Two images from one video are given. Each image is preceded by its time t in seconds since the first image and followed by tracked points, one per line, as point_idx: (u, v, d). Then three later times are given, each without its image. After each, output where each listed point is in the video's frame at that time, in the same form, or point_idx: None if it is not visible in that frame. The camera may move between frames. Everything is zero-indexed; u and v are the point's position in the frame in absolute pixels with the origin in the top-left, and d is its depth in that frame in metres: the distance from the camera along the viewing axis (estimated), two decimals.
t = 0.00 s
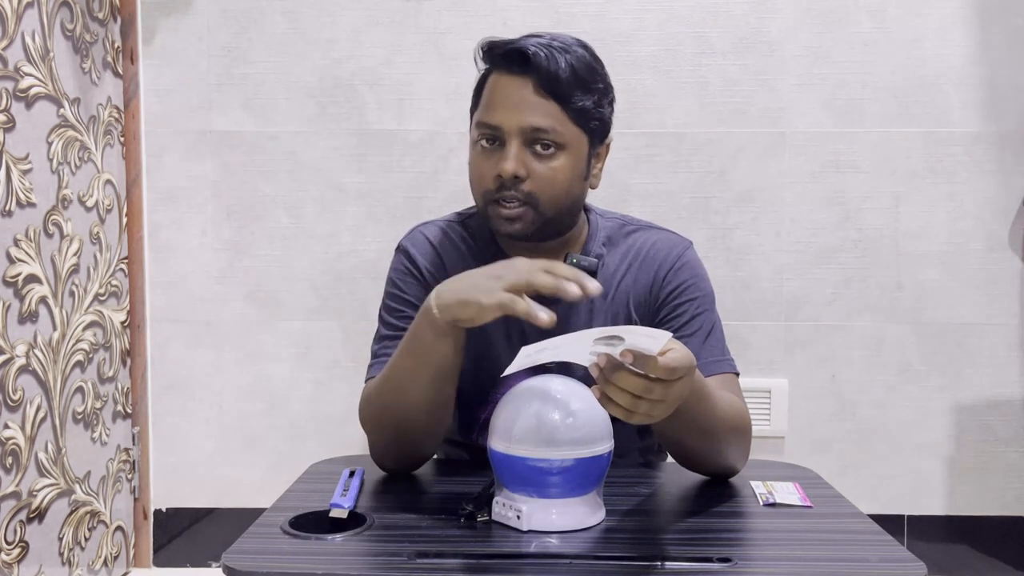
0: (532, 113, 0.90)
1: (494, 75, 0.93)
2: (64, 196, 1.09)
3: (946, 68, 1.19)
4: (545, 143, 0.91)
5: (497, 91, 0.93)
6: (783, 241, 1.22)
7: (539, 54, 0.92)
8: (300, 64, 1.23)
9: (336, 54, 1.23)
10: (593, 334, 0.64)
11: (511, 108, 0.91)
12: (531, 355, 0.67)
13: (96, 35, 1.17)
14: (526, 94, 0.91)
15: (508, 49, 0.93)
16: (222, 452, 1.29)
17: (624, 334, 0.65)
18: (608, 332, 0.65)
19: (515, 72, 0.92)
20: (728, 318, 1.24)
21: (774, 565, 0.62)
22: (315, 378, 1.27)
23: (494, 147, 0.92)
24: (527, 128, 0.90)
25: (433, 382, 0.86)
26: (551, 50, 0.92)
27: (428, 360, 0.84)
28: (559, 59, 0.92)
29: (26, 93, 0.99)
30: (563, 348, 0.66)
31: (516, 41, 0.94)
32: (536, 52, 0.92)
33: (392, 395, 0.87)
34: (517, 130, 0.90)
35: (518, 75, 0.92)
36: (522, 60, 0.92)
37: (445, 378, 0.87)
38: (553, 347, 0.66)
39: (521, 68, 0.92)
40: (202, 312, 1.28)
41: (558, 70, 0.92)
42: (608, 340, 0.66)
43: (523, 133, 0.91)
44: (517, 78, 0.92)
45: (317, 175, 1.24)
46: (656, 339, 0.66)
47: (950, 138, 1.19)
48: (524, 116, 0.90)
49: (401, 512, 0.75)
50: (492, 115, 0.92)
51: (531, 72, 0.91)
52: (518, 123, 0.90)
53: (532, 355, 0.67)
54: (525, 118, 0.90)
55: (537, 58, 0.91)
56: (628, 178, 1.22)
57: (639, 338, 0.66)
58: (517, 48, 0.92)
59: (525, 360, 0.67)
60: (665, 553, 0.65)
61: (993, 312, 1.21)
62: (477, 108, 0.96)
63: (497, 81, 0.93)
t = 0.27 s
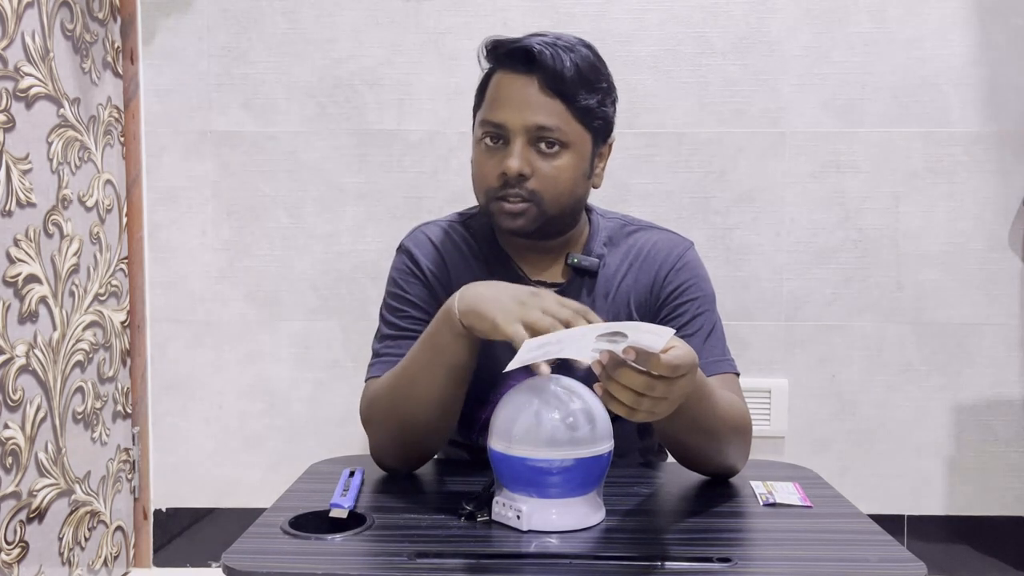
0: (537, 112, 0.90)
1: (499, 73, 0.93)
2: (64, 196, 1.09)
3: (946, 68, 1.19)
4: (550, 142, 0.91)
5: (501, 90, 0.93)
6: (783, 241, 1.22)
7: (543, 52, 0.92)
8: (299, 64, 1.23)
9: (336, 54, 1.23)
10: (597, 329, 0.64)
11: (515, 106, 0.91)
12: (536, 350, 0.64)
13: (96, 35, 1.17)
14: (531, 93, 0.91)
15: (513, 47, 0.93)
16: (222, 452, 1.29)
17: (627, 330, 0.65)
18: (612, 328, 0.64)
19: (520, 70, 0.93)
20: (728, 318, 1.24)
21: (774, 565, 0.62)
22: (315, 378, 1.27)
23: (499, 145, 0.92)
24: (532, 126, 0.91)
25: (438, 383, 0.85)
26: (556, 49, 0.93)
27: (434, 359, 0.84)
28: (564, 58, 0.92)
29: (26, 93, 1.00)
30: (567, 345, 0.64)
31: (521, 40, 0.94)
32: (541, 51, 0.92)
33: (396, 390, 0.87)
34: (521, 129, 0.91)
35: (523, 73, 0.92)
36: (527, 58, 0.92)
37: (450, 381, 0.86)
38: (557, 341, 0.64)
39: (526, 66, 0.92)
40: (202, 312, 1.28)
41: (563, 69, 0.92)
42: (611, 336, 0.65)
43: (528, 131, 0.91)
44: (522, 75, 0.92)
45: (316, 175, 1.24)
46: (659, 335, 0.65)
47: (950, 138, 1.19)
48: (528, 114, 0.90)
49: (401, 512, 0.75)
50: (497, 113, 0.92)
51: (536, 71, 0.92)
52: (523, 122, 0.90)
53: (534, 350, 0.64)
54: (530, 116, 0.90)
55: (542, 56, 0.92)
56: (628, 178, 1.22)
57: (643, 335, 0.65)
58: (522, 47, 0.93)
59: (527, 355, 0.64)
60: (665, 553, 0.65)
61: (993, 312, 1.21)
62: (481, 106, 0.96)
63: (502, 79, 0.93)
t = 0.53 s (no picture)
0: (538, 114, 0.90)
1: (500, 75, 0.93)
2: (64, 196, 1.09)
3: (946, 68, 1.19)
4: (552, 144, 0.91)
5: (502, 91, 0.93)
6: (783, 241, 1.22)
7: (545, 53, 0.92)
8: (299, 64, 1.23)
9: (336, 54, 1.23)
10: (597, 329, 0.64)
11: (517, 108, 0.91)
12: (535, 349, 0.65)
13: (96, 35, 1.17)
14: (533, 94, 0.91)
15: (515, 47, 0.93)
16: (222, 452, 1.29)
17: (628, 328, 0.65)
18: (613, 327, 0.65)
19: (521, 72, 0.92)
20: (728, 318, 1.24)
21: (774, 565, 0.62)
22: (315, 378, 1.27)
23: (500, 147, 0.91)
24: (534, 128, 0.90)
25: (445, 388, 0.85)
26: (557, 50, 0.93)
27: (440, 362, 0.84)
28: (565, 59, 0.92)
29: (26, 93, 0.99)
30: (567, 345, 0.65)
31: (522, 41, 0.93)
32: (543, 52, 0.92)
33: (401, 392, 0.87)
34: (523, 131, 0.90)
35: (524, 75, 0.92)
36: (528, 59, 0.92)
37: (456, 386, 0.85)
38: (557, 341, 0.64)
39: (527, 68, 0.92)
40: (202, 312, 1.28)
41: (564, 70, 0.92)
42: (611, 335, 0.65)
43: (530, 133, 0.91)
44: (523, 77, 0.92)
45: (316, 175, 1.24)
46: (660, 333, 0.65)
47: (950, 138, 1.19)
48: (530, 116, 0.90)
49: (401, 512, 0.75)
50: (498, 115, 0.91)
51: (538, 72, 0.91)
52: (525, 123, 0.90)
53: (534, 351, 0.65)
54: (531, 118, 0.90)
55: (543, 58, 0.91)
56: (628, 178, 1.22)
57: (645, 334, 0.65)
58: (523, 48, 0.92)
59: (528, 355, 0.64)
60: (665, 553, 0.65)
61: (993, 312, 1.21)
62: (482, 108, 0.95)
63: (503, 81, 0.93)
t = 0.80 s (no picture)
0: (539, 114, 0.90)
1: (500, 76, 0.93)
2: (64, 196, 1.09)
3: (946, 68, 1.19)
4: (553, 144, 0.91)
5: (503, 92, 0.93)
6: (783, 241, 1.22)
7: (545, 55, 0.92)
8: (299, 63, 1.23)
9: (336, 54, 1.23)
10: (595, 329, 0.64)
11: (517, 108, 0.91)
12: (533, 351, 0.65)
13: (96, 35, 1.17)
14: (533, 94, 0.91)
15: (515, 49, 0.93)
16: (222, 452, 1.29)
17: (626, 328, 0.65)
18: (611, 327, 0.65)
19: (522, 73, 0.92)
20: (728, 318, 1.24)
21: (774, 565, 0.62)
22: (315, 378, 1.27)
23: (501, 147, 0.91)
24: (534, 128, 0.90)
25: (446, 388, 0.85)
26: (558, 51, 0.93)
27: (440, 362, 0.84)
28: (565, 60, 0.92)
29: (26, 93, 1.00)
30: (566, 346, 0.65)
31: (523, 42, 0.94)
32: (543, 53, 0.92)
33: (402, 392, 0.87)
34: (524, 131, 0.90)
35: (525, 76, 0.92)
36: (529, 60, 0.92)
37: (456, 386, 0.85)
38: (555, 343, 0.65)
39: (528, 69, 0.92)
40: (202, 311, 1.28)
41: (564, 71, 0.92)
42: (610, 335, 0.65)
43: (530, 133, 0.91)
44: (524, 78, 0.92)
45: (316, 175, 1.24)
46: (658, 334, 0.65)
47: (950, 138, 1.19)
48: (530, 116, 0.90)
49: (401, 512, 0.75)
50: (499, 115, 0.92)
51: (538, 73, 0.91)
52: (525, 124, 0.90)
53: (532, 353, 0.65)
54: (532, 118, 0.90)
55: (544, 58, 0.92)
56: (628, 178, 1.22)
57: (644, 334, 0.65)
58: (524, 48, 0.92)
59: (527, 357, 0.65)
60: (665, 553, 0.65)
61: (993, 312, 1.21)
62: (483, 109, 0.95)
63: (503, 82, 0.93)
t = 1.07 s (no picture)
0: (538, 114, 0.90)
1: (500, 76, 0.93)
2: (64, 196, 1.09)
3: (946, 68, 1.19)
4: (551, 144, 0.91)
5: (502, 92, 0.93)
6: (783, 241, 1.22)
7: (544, 54, 0.92)
8: (299, 64, 1.23)
9: (336, 54, 1.23)
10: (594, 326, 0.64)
11: (516, 108, 0.91)
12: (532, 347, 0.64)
13: (96, 35, 1.17)
14: (532, 94, 0.91)
15: (515, 48, 0.93)
16: (222, 452, 1.29)
17: (624, 327, 0.65)
18: (608, 326, 0.65)
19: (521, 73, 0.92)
20: (728, 318, 1.24)
21: (774, 565, 0.62)
22: (315, 378, 1.27)
23: (500, 147, 0.91)
24: (533, 128, 0.90)
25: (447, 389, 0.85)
26: (557, 51, 0.93)
27: (439, 363, 0.84)
28: (565, 60, 0.92)
29: (26, 93, 1.00)
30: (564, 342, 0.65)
31: (523, 42, 0.94)
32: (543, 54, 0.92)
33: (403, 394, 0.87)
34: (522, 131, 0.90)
35: (524, 76, 0.92)
36: (528, 60, 0.92)
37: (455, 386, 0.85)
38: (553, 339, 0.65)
39: (527, 69, 0.92)
40: (202, 311, 1.28)
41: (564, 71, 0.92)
42: (608, 334, 0.66)
43: (529, 133, 0.90)
44: (523, 77, 0.92)
45: (316, 175, 1.24)
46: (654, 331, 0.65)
47: (950, 138, 1.19)
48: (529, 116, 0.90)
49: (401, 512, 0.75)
50: (498, 115, 0.92)
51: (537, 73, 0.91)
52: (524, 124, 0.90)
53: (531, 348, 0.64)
54: (530, 118, 0.90)
55: (543, 59, 0.91)
56: (627, 178, 1.22)
57: (641, 332, 0.65)
58: (523, 48, 0.92)
59: (526, 354, 0.64)
60: (665, 553, 0.65)
61: (993, 312, 1.21)
62: (482, 108, 0.95)
63: (503, 82, 0.93)
